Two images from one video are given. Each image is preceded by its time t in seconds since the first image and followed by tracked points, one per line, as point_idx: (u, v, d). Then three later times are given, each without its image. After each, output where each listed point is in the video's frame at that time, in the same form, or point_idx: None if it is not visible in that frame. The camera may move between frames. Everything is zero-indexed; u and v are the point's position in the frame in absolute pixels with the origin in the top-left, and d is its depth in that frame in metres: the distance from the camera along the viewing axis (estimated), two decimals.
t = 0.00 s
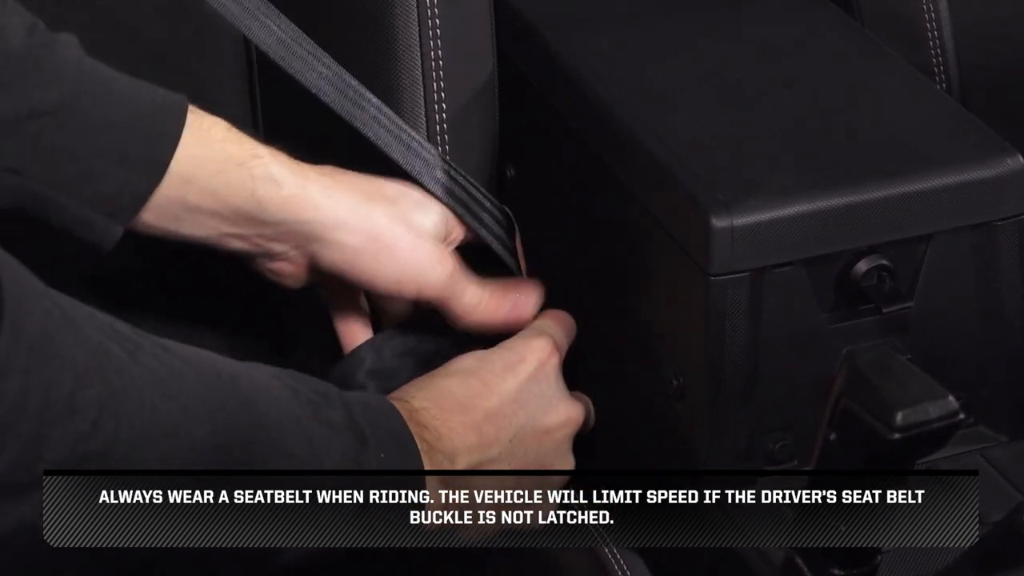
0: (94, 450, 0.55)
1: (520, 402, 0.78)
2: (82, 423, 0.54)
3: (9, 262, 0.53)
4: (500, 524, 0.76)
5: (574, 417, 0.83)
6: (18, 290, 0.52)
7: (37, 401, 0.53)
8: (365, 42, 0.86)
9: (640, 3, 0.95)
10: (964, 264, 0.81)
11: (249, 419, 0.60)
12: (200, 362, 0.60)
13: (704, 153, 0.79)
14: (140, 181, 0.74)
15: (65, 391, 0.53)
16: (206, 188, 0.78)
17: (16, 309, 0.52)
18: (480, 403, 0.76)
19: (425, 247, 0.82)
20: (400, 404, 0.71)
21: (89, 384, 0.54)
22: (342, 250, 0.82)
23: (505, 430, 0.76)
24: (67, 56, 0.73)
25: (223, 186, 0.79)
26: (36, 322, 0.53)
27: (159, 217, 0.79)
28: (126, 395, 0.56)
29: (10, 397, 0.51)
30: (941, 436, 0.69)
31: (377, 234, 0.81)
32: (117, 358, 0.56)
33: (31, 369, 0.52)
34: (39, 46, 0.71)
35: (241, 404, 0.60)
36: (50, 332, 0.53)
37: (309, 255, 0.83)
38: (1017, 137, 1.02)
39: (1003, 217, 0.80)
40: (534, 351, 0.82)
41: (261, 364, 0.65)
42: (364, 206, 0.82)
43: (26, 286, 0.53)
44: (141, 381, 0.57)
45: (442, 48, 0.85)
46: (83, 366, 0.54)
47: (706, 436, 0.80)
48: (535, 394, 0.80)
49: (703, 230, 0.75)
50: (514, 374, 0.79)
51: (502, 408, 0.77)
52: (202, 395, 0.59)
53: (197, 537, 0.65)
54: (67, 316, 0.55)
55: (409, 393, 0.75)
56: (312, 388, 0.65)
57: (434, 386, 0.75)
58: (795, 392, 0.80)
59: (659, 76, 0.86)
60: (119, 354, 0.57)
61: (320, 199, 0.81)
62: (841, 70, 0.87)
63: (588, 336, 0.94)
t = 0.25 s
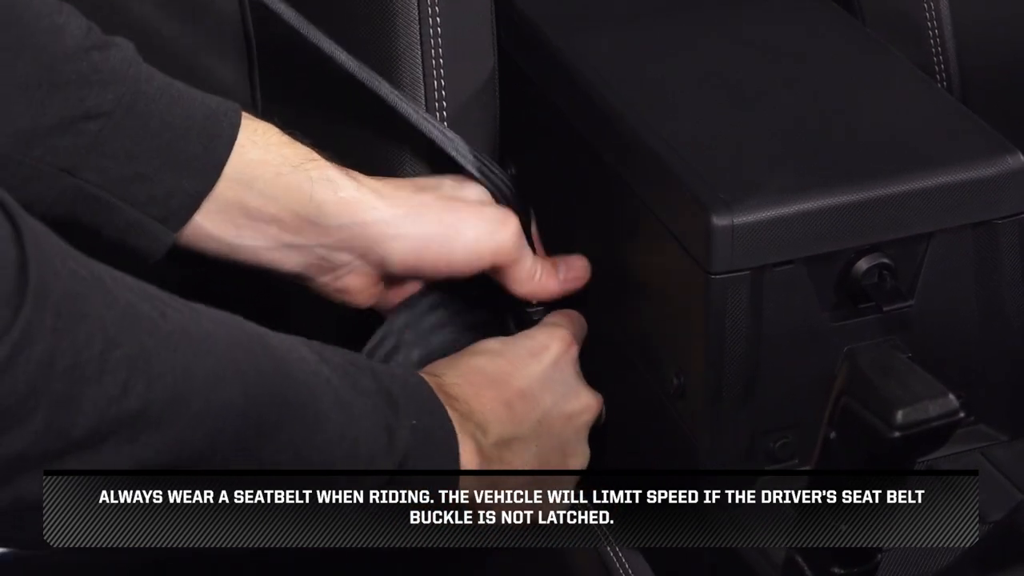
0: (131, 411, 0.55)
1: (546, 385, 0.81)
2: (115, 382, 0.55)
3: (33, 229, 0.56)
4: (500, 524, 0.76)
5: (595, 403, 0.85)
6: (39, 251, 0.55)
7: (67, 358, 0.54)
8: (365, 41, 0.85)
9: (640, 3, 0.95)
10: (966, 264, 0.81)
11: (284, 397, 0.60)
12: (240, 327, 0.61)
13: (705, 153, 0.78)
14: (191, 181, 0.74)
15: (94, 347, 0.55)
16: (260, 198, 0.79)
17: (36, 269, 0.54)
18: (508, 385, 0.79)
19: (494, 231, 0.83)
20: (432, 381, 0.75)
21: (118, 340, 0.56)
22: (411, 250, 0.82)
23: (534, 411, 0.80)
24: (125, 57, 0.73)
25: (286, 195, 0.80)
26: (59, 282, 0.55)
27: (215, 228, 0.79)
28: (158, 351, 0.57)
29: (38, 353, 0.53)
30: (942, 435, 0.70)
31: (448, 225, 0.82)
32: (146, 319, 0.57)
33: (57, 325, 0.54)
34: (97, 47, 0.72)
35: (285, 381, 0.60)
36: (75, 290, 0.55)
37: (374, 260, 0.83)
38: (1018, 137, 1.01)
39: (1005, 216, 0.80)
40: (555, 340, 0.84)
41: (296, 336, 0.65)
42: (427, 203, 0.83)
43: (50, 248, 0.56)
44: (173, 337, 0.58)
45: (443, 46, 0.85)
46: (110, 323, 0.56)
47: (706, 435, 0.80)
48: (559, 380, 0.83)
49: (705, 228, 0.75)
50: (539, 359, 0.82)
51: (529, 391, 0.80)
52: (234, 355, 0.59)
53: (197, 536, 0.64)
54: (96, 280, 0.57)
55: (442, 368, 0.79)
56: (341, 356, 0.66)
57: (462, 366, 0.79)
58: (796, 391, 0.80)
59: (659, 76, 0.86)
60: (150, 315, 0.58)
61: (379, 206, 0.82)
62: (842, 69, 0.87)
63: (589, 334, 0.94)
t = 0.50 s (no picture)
0: (142, 425, 0.55)
1: (568, 394, 0.80)
2: (126, 396, 0.55)
3: (42, 241, 0.55)
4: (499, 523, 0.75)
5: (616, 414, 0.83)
6: (48, 269, 0.54)
7: (77, 373, 0.53)
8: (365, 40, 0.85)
9: (640, 2, 0.95)
10: (967, 263, 0.81)
11: (301, 400, 0.60)
12: (251, 333, 0.61)
13: (705, 153, 0.78)
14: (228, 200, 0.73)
15: (105, 362, 0.54)
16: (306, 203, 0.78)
17: (45, 289, 0.53)
18: (528, 390, 0.78)
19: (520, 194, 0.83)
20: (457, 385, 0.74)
21: (129, 354, 0.55)
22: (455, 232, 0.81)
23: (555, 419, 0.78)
24: (153, 73, 0.72)
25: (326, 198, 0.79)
26: (69, 297, 0.54)
27: (266, 237, 0.77)
28: (169, 363, 0.56)
29: (46, 372, 0.52)
30: (942, 433, 0.70)
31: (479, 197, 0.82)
32: (158, 329, 0.57)
33: (66, 343, 0.53)
34: (126, 62, 0.71)
35: (289, 366, 0.61)
36: (84, 305, 0.54)
37: (423, 256, 0.82)
38: (1018, 136, 1.02)
39: (1005, 214, 0.80)
40: (575, 350, 0.83)
41: (314, 344, 0.65)
42: (452, 185, 0.83)
43: (60, 262, 0.55)
44: (186, 349, 0.57)
45: (443, 46, 0.85)
46: (122, 339, 0.55)
47: (706, 435, 0.80)
48: (581, 390, 0.81)
49: (706, 228, 0.75)
50: (560, 365, 0.81)
51: (553, 401, 0.79)
52: (245, 364, 0.59)
53: (197, 536, 0.65)
54: (106, 291, 0.56)
55: (464, 373, 0.78)
56: (359, 360, 0.66)
57: (485, 371, 0.78)
58: (797, 391, 0.80)
59: (659, 76, 0.86)
60: (161, 324, 0.57)
61: (412, 199, 0.81)
62: (843, 68, 0.86)
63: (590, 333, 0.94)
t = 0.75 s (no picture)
0: (156, 408, 0.54)
1: (576, 379, 0.82)
2: (137, 380, 0.54)
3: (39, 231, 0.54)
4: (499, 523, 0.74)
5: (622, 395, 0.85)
6: (49, 257, 0.53)
7: (85, 359, 0.52)
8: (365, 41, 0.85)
9: (640, 2, 0.95)
10: (967, 262, 0.81)
11: (320, 391, 0.60)
12: (252, 318, 0.61)
13: (705, 153, 0.78)
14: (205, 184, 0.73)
15: (113, 346, 0.53)
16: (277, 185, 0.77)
17: (46, 276, 0.52)
18: (540, 381, 0.79)
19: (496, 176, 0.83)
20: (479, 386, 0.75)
21: (138, 338, 0.54)
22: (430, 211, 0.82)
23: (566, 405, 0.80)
24: (125, 59, 0.72)
25: (298, 180, 0.78)
26: (71, 284, 0.53)
27: (232, 220, 0.77)
28: (176, 348, 0.55)
29: (54, 359, 0.51)
30: (942, 433, 0.70)
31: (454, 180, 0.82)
32: (163, 316, 0.56)
33: (72, 328, 0.52)
34: (97, 52, 0.71)
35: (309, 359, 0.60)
36: (87, 293, 0.54)
37: (397, 234, 0.82)
38: (1018, 135, 1.02)
39: (1005, 214, 0.80)
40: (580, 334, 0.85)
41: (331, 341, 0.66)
42: (429, 167, 0.82)
43: (59, 251, 0.54)
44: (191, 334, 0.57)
45: (443, 47, 0.86)
46: (128, 324, 0.54)
47: (706, 435, 0.80)
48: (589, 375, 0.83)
49: (706, 227, 0.75)
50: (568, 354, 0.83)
51: (562, 389, 0.80)
52: (251, 348, 0.58)
53: (197, 536, 0.64)
54: (108, 277, 0.55)
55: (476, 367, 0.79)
56: (366, 353, 0.66)
57: (493, 364, 0.80)
58: (796, 390, 0.80)
59: (659, 76, 0.86)
60: (166, 311, 0.57)
61: (386, 178, 0.80)
62: (843, 68, 0.86)
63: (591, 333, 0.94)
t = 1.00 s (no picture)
0: (118, 449, 0.54)
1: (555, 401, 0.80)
2: (105, 421, 0.54)
3: (24, 257, 0.53)
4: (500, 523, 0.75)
5: (604, 413, 0.83)
6: (32, 276, 0.53)
7: (60, 395, 0.52)
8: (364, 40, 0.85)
9: (640, 2, 0.95)
10: (966, 261, 0.81)
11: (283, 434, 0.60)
12: (224, 363, 0.60)
13: (705, 152, 0.78)
14: (142, 126, 0.65)
15: (88, 384, 0.53)
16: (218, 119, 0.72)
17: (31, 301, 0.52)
18: (519, 408, 0.77)
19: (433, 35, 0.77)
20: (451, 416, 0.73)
21: (114, 377, 0.54)
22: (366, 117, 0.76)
23: (544, 433, 0.78)
24: (34, 14, 0.65)
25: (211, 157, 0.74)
26: (52, 314, 0.52)
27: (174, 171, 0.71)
28: (148, 390, 0.55)
29: (29, 393, 0.51)
30: (942, 431, 0.70)
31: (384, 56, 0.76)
32: (140, 357, 0.56)
33: (51, 361, 0.52)
34: None
35: (275, 398, 0.60)
36: (68, 326, 0.53)
37: (343, 138, 0.77)
38: (1017, 134, 1.02)
39: (1005, 212, 0.80)
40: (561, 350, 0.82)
41: (293, 367, 0.64)
42: (355, 65, 0.76)
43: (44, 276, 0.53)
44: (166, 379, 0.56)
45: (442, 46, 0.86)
46: (106, 361, 0.54)
47: (706, 434, 0.80)
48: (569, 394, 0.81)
49: (705, 227, 0.75)
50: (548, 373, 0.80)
51: (539, 413, 0.78)
52: (227, 394, 0.58)
53: (198, 534, 0.64)
54: (87, 310, 0.55)
55: (452, 397, 0.77)
56: (348, 388, 0.65)
57: (470, 391, 0.77)
58: (796, 390, 0.80)
59: (658, 76, 0.86)
60: (142, 352, 0.56)
61: (320, 89, 0.75)
62: (843, 68, 0.86)
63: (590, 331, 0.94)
